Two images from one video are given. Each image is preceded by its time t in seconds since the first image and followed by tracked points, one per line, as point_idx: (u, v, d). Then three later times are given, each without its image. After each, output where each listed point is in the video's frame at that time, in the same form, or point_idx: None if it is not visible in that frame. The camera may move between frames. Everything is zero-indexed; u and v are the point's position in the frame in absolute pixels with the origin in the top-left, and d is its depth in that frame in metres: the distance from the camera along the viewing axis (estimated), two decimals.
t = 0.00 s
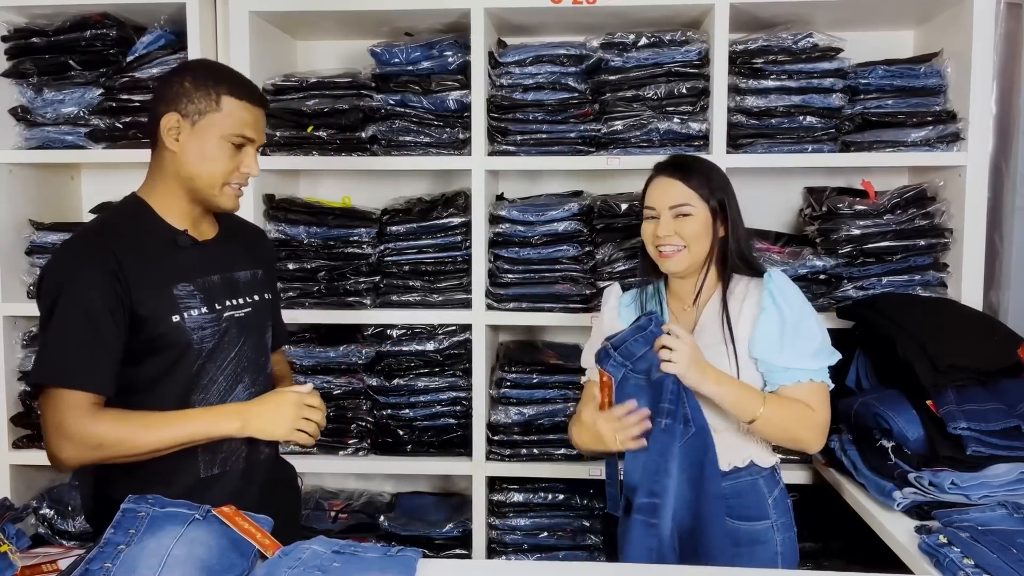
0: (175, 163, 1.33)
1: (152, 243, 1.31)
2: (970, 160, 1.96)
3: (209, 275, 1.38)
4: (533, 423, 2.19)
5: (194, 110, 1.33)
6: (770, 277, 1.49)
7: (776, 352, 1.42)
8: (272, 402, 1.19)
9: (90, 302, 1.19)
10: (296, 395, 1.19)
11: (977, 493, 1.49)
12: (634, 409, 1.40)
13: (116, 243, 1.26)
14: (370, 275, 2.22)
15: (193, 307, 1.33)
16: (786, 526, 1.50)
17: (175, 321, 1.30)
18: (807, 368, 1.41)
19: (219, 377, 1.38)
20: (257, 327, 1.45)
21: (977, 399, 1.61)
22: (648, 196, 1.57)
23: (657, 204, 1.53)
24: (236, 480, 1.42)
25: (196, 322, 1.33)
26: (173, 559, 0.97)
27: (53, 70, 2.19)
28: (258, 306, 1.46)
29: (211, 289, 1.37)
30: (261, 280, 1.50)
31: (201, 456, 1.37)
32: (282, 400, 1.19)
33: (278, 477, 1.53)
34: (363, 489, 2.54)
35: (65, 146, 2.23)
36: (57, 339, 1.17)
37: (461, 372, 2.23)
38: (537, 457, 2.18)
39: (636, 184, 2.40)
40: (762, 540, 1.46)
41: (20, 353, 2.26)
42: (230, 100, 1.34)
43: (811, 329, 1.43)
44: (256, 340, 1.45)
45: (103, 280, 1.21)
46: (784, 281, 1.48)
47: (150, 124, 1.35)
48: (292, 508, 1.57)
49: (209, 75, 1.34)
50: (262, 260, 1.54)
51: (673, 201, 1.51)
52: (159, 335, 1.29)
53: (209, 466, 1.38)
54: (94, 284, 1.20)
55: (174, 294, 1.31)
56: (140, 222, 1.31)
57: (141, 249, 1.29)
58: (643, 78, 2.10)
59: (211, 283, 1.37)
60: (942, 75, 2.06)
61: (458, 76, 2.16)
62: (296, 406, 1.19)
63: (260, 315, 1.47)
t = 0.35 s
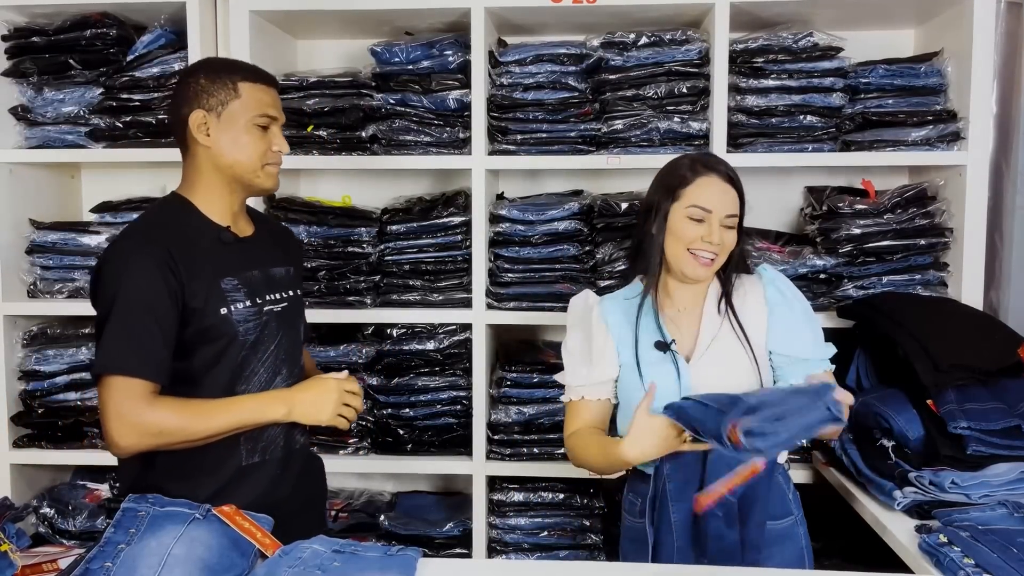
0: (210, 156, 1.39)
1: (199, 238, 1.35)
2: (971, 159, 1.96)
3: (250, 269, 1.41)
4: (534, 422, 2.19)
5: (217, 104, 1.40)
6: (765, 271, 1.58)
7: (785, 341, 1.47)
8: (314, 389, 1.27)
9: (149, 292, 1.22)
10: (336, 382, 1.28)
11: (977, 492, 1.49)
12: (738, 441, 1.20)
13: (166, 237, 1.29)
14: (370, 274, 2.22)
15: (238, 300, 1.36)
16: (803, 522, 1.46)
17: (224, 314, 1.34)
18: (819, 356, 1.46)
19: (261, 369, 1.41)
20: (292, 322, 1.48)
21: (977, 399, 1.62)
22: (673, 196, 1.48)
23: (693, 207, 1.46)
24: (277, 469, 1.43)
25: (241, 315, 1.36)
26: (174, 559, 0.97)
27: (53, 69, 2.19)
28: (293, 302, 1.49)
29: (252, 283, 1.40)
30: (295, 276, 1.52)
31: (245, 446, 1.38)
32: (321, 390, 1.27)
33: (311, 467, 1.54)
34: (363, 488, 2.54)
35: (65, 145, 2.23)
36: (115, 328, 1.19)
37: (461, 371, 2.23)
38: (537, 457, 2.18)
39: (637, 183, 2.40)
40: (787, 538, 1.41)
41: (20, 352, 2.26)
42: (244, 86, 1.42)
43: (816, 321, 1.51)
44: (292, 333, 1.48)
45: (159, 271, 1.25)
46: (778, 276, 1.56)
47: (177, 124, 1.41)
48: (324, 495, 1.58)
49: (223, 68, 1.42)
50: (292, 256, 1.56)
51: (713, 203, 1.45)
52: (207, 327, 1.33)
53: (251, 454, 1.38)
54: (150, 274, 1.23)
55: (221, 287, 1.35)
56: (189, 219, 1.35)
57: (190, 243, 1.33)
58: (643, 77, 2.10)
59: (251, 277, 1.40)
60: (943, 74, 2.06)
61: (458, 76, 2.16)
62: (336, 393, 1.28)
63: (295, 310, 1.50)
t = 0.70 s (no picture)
0: (231, 161, 1.43)
1: (220, 237, 1.39)
2: (972, 158, 1.96)
3: (271, 266, 1.44)
4: (534, 422, 2.18)
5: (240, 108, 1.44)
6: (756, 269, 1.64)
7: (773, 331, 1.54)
8: (327, 379, 1.26)
9: (163, 291, 1.28)
10: (349, 373, 1.26)
11: (978, 492, 1.47)
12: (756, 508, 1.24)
13: (184, 237, 1.34)
14: (371, 273, 2.22)
15: (256, 296, 1.39)
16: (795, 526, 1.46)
17: (240, 309, 1.38)
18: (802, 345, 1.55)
19: (282, 362, 1.44)
20: (318, 315, 1.51)
21: (978, 398, 1.62)
22: (723, 198, 1.34)
23: (743, 209, 1.34)
24: (301, 459, 1.47)
25: (259, 311, 1.39)
26: (174, 558, 0.97)
27: (53, 68, 2.19)
28: (319, 297, 1.52)
29: (272, 279, 1.43)
30: (324, 271, 1.55)
31: (267, 436, 1.42)
32: (332, 380, 1.26)
33: (339, 454, 1.56)
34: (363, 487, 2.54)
35: (65, 144, 2.23)
36: (133, 324, 1.26)
37: (462, 371, 2.23)
38: (537, 456, 2.18)
39: (638, 182, 2.40)
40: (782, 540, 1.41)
41: (20, 352, 2.26)
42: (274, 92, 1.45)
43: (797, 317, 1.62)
44: (316, 328, 1.50)
45: (174, 271, 1.30)
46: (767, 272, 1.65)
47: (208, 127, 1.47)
48: (353, 476, 1.61)
49: (246, 75, 1.44)
50: (323, 251, 1.58)
51: (758, 204, 1.35)
52: (226, 322, 1.37)
53: (274, 445, 1.43)
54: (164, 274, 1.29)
55: (238, 284, 1.38)
56: (212, 217, 1.40)
57: (208, 242, 1.37)
58: (644, 76, 2.10)
59: (272, 274, 1.43)
60: (943, 73, 2.06)
61: (458, 75, 2.16)
62: (350, 385, 1.26)
63: (321, 304, 1.52)
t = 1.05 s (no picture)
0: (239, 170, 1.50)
1: (228, 237, 1.45)
2: (972, 157, 1.96)
3: (281, 268, 1.46)
4: (534, 421, 2.19)
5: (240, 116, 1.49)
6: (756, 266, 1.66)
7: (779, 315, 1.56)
8: (294, 399, 1.28)
9: (157, 285, 1.38)
10: (312, 399, 1.26)
11: (978, 490, 1.46)
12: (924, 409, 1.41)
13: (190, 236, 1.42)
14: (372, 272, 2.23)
15: (252, 296, 1.43)
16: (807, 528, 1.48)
17: (235, 308, 1.42)
18: (807, 322, 1.57)
19: (278, 362, 1.45)
20: (328, 320, 1.49)
21: (979, 396, 1.62)
22: (747, 199, 1.29)
23: (766, 211, 1.30)
24: (294, 458, 1.47)
25: (253, 311, 1.43)
26: (173, 557, 0.97)
27: (53, 67, 2.19)
28: (334, 302, 1.49)
29: (277, 282, 1.45)
30: (348, 278, 1.51)
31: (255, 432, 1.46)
32: (296, 402, 1.27)
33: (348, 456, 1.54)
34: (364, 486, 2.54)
35: (65, 143, 2.23)
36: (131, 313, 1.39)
37: (462, 369, 2.23)
38: (537, 455, 2.18)
39: (639, 181, 2.40)
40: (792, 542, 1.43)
41: (20, 351, 2.26)
42: (280, 95, 1.47)
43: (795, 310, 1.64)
44: (323, 333, 1.48)
45: (172, 267, 1.40)
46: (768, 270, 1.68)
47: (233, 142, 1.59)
48: (360, 477, 1.56)
49: (237, 84, 1.49)
50: (357, 255, 1.53)
51: (776, 203, 1.31)
52: (222, 319, 1.43)
53: (261, 442, 1.46)
54: (159, 269, 1.39)
55: (237, 283, 1.43)
56: (227, 216, 1.47)
57: (214, 242, 1.44)
58: (644, 75, 2.09)
59: (279, 277, 1.45)
60: (944, 71, 2.06)
61: (459, 73, 2.15)
62: (312, 411, 1.26)
63: (336, 310, 1.49)
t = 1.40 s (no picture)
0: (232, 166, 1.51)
1: (211, 232, 1.48)
2: (972, 156, 1.96)
3: (261, 267, 1.46)
4: (534, 420, 2.19)
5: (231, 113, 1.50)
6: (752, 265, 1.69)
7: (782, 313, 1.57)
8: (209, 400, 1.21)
9: (137, 276, 1.44)
10: (219, 402, 1.18)
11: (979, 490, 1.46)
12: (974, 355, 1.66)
13: (176, 229, 1.47)
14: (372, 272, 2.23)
15: (228, 293, 1.45)
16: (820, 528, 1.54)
17: (209, 303, 1.44)
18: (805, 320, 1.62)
19: (248, 363, 1.46)
20: (304, 322, 1.47)
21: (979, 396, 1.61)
22: (766, 204, 1.28)
23: (783, 219, 1.29)
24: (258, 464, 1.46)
25: (227, 307, 1.45)
26: (174, 555, 0.97)
27: (53, 66, 2.19)
28: (312, 305, 1.47)
29: (256, 279, 1.46)
30: (328, 280, 1.48)
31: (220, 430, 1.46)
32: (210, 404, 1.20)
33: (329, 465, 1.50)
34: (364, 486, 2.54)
35: (66, 142, 2.23)
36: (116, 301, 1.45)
37: (462, 369, 2.23)
38: (537, 454, 2.18)
39: (639, 180, 2.40)
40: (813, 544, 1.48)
41: (20, 350, 2.26)
42: (273, 91, 1.48)
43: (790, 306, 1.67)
44: (299, 335, 1.47)
45: (151, 259, 1.45)
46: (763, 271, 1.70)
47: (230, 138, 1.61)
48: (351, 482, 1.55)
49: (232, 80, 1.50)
50: (349, 258, 1.50)
51: (796, 214, 1.31)
52: (198, 312, 1.45)
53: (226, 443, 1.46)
54: (140, 261, 1.45)
55: (214, 278, 1.45)
56: (217, 210, 1.50)
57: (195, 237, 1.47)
58: (645, 74, 2.09)
59: (258, 275, 1.46)
60: (944, 70, 2.05)
61: (459, 72, 2.15)
62: (220, 412, 1.18)
63: (314, 314, 1.47)
